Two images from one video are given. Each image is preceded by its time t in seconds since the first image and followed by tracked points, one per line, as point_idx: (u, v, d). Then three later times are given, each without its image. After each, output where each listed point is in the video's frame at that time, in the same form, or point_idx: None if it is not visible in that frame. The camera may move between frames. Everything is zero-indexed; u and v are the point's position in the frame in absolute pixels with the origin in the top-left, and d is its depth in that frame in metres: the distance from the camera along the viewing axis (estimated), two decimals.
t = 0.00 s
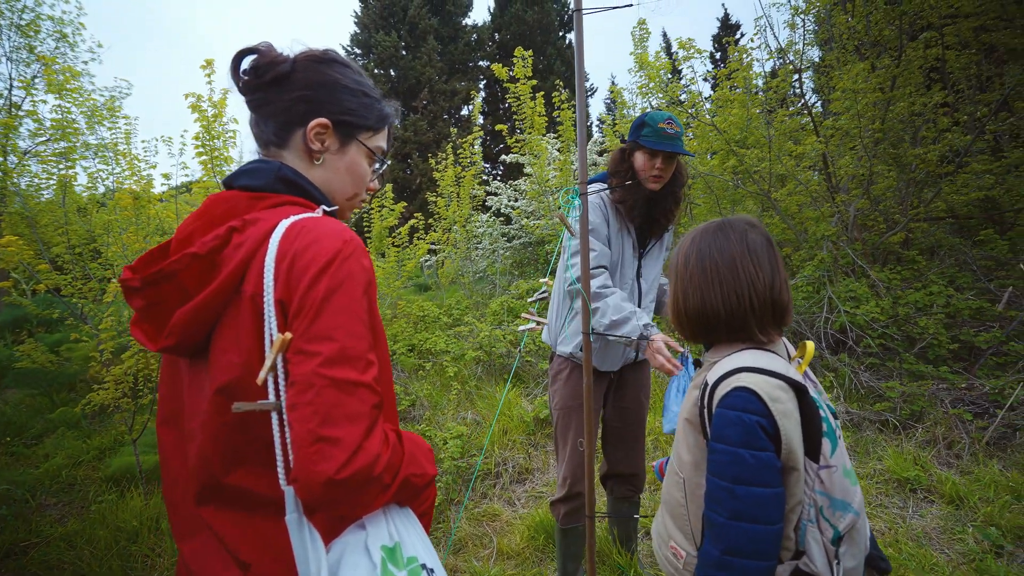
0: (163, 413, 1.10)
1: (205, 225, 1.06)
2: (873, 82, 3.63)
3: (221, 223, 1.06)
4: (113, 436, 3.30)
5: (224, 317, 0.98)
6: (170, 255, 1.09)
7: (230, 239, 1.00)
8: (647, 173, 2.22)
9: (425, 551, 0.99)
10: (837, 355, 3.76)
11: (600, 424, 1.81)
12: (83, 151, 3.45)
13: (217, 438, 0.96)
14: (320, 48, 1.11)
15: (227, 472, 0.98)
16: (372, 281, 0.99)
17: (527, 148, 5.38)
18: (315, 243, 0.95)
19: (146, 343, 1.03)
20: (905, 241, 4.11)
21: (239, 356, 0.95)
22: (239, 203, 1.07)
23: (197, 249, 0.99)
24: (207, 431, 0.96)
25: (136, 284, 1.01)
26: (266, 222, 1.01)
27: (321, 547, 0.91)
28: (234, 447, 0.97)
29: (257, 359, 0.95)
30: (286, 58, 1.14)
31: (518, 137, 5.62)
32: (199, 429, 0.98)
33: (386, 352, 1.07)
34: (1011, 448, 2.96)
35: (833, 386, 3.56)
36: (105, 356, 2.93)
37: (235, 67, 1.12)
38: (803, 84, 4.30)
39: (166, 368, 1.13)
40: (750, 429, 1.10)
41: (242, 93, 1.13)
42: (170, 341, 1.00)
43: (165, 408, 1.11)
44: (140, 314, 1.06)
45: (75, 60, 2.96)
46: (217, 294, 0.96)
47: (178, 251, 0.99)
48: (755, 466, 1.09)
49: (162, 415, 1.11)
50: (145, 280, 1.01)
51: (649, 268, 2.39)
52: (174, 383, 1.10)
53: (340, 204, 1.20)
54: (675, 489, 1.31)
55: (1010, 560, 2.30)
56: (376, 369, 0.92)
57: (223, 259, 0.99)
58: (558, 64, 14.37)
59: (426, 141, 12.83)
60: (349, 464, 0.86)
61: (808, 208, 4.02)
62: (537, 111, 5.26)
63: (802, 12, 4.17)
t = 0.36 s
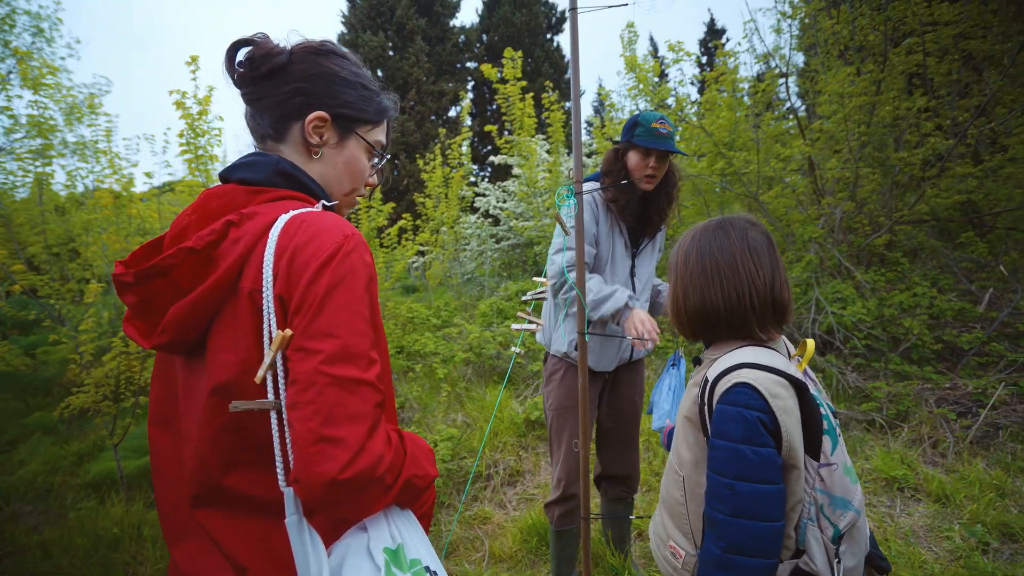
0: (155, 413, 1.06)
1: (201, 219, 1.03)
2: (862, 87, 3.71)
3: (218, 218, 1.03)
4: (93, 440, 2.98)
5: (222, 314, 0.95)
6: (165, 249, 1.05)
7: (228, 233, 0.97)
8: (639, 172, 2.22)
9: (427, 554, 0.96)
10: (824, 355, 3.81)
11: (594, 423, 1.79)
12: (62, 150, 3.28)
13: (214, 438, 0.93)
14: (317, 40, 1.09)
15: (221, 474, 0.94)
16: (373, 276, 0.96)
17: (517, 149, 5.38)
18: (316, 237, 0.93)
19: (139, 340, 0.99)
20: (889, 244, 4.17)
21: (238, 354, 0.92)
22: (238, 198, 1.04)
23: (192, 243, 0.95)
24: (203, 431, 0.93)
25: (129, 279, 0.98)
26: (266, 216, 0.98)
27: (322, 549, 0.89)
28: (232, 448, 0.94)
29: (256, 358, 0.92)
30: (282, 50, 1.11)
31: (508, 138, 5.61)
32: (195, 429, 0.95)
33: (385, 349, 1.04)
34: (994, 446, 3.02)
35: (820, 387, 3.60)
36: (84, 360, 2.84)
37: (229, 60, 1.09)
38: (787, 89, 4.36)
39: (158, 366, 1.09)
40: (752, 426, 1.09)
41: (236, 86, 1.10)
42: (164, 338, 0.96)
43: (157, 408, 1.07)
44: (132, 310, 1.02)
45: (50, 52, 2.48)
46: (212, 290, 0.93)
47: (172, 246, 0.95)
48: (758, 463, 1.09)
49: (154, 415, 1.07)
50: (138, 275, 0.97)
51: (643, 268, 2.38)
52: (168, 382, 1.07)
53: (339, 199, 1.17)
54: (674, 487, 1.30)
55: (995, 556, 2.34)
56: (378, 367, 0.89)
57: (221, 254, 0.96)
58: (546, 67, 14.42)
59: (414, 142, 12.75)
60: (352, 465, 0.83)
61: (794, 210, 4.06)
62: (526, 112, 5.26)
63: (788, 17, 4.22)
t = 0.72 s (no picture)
0: (163, 416, 1.04)
1: (214, 218, 1.01)
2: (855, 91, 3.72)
3: (230, 218, 1.01)
4: (83, 443, 2.91)
5: (234, 314, 0.93)
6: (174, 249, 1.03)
7: (240, 232, 0.95)
8: (635, 171, 2.22)
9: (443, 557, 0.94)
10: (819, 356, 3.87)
11: (598, 425, 1.79)
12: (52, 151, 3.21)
13: (226, 441, 0.91)
14: (326, 38, 1.07)
15: (232, 478, 0.93)
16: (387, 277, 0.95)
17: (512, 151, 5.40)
18: (332, 237, 0.91)
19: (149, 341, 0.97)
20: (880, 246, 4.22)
21: (251, 355, 0.91)
22: (250, 197, 1.02)
23: (206, 243, 0.93)
24: (214, 434, 0.91)
25: (140, 279, 0.95)
26: (279, 215, 0.97)
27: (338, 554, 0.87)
28: (245, 450, 0.92)
29: (270, 361, 0.91)
30: (290, 48, 1.09)
31: (503, 140, 5.62)
32: (205, 432, 0.93)
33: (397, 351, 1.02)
34: (986, 446, 3.06)
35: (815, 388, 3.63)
36: (75, 363, 2.79)
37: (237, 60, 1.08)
38: (778, 92, 4.39)
39: (166, 367, 1.07)
40: (764, 426, 1.09)
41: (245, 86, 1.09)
42: (175, 339, 0.94)
43: (165, 411, 1.05)
44: (142, 310, 0.99)
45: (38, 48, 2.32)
46: (225, 290, 0.91)
47: (185, 246, 0.93)
48: (770, 464, 1.08)
49: (161, 417, 1.05)
50: (149, 275, 0.94)
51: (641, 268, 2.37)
52: (176, 383, 1.05)
53: (350, 199, 1.16)
54: (683, 488, 1.30)
55: (990, 555, 2.36)
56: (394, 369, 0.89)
57: (234, 254, 0.94)
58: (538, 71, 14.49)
59: (406, 144, 12.72)
60: (369, 468, 0.82)
61: (787, 213, 4.10)
62: (521, 115, 5.29)
63: (780, 22, 4.26)
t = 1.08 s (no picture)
0: (176, 421, 1.03)
1: (230, 222, 1.00)
2: (849, 96, 3.75)
3: (247, 223, 1.00)
4: (77, 447, 2.85)
5: (252, 318, 0.93)
6: (191, 253, 1.02)
7: (258, 237, 0.95)
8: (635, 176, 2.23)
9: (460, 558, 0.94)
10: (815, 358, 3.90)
11: (597, 428, 1.80)
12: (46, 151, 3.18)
13: (244, 446, 0.90)
14: (329, 39, 1.06)
15: (249, 484, 0.92)
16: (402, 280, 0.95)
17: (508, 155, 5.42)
18: (349, 241, 0.91)
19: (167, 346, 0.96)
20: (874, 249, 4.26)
21: (269, 359, 0.90)
22: (266, 202, 1.02)
23: (223, 248, 0.93)
24: (231, 438, 0.91)
25: (159, 283, 0.94)
26: (297, 220, 0.96)
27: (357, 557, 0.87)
28: (263, 455, 0.92)
29: (289, 366, 0.91)
30: (295, 52, 1.08)
31: (499, 142, 5.63)
32: (222, 437, 0.92)
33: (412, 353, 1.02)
34: (980, 447, 3.09)
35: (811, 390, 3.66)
36: (70, 365, 2.77)
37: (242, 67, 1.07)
38: (772, 97, 4.42)
39: (180, 371, 1.06)
40: (754, 428, 1.10)
41: (253, 94, 1.08)
42: (193, 344, 0.93)
43: (179, 415, 1.04)
44: (159, 314, 0.99)
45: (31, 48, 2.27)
46: (243, 295, 0.91)
47: (203, 250, 0.92)
48: (762, 465, 1.09)
49: (175, 422, 1.04)
50: (168, 279, 0.94)
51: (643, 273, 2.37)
52: (191, 387, 1.04)
53: (364, 201, 1.16)
54: (685, 490, 1.30)
55: (986, 555, 2.39)
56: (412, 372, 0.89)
57: (252, 258, 0.94)
58: (534, 75, 14.59)
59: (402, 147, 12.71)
60: (390, 472, 0.82)
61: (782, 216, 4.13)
62: (518, 118, 5.31)
63: (774, 27, 4.30)
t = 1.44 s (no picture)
0: (176, 431, 1.02)
1: (233, 232, 1.00)
2: (840, 104, 3.78)
3: (249, 234, 0.99)
4: (65, 455, 2.76)
5: (256, 329, 0.92)
6: (192, 263, 1.01)
7: (262, 247, 0.94)
8: (628, 182, 2.24)
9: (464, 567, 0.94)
10: (808, 363, 3.93)
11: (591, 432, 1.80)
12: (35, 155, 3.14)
13: (248, 458, 0.90)
14: (329, 47, 1.05)
15: (252, 496, 0.91)
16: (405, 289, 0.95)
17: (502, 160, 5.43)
18: (354, 251, 0.91)
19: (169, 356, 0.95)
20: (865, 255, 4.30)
21: (273, 370, 0.90)
22: (269, 212, 1.01)
23: (226, 258, 0.92)
24: (234, 449, 0.90)
25: (161, 294, 0.93)
26: (301, 230, 0.96)
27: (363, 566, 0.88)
28: (266, 467, 0.91)
29: (292, 377, 0.90)
30: (295, 60, 1.08)
31: (493, 148, 5.64)
32: (225, 448, 0.91)
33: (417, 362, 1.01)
34: (971, 451, 3.12)
35: (804, 395, 3.69)
36: (59, 372, 2.70)
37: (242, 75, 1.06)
38: (763, 104, 4.46)
39: (181, 381, 1.05)
40: (696, 430, 1.18)
41: (254, 103, 1.08)
42: (196, 354, 0.92)
43: (180, 426, 1.03)
44: (161, 325, 0.97)
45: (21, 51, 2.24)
46: (247, 306, 0.90)
47: (206, 261, 0.91)
48: (703, 466, 1.17)
49: (175, 433, 1.03)
50: (172, 289, 0.93)
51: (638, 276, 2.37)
52: (191, 397, 1.03)
53: (365, 209, 1.15)
54: (648, 494, 1.31)
55: (978, 559, 2.41)
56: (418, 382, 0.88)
57: (256, 269, 0.93)
58: (528, 81, 14.68)
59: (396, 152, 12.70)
60: (397, 483, 0.81)
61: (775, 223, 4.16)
62: (512, 124, 5.33)
63: (765, 36, 4.35)
